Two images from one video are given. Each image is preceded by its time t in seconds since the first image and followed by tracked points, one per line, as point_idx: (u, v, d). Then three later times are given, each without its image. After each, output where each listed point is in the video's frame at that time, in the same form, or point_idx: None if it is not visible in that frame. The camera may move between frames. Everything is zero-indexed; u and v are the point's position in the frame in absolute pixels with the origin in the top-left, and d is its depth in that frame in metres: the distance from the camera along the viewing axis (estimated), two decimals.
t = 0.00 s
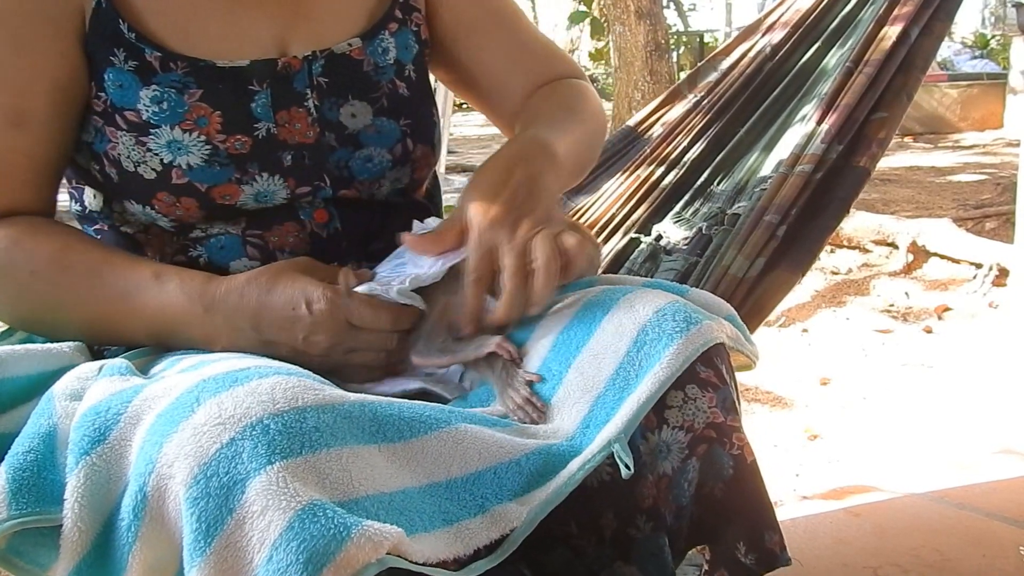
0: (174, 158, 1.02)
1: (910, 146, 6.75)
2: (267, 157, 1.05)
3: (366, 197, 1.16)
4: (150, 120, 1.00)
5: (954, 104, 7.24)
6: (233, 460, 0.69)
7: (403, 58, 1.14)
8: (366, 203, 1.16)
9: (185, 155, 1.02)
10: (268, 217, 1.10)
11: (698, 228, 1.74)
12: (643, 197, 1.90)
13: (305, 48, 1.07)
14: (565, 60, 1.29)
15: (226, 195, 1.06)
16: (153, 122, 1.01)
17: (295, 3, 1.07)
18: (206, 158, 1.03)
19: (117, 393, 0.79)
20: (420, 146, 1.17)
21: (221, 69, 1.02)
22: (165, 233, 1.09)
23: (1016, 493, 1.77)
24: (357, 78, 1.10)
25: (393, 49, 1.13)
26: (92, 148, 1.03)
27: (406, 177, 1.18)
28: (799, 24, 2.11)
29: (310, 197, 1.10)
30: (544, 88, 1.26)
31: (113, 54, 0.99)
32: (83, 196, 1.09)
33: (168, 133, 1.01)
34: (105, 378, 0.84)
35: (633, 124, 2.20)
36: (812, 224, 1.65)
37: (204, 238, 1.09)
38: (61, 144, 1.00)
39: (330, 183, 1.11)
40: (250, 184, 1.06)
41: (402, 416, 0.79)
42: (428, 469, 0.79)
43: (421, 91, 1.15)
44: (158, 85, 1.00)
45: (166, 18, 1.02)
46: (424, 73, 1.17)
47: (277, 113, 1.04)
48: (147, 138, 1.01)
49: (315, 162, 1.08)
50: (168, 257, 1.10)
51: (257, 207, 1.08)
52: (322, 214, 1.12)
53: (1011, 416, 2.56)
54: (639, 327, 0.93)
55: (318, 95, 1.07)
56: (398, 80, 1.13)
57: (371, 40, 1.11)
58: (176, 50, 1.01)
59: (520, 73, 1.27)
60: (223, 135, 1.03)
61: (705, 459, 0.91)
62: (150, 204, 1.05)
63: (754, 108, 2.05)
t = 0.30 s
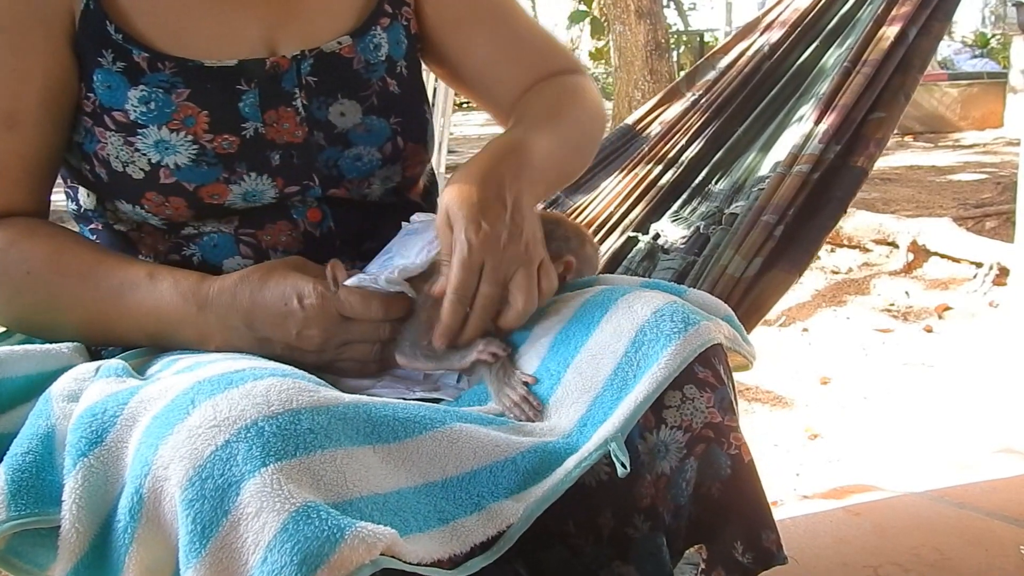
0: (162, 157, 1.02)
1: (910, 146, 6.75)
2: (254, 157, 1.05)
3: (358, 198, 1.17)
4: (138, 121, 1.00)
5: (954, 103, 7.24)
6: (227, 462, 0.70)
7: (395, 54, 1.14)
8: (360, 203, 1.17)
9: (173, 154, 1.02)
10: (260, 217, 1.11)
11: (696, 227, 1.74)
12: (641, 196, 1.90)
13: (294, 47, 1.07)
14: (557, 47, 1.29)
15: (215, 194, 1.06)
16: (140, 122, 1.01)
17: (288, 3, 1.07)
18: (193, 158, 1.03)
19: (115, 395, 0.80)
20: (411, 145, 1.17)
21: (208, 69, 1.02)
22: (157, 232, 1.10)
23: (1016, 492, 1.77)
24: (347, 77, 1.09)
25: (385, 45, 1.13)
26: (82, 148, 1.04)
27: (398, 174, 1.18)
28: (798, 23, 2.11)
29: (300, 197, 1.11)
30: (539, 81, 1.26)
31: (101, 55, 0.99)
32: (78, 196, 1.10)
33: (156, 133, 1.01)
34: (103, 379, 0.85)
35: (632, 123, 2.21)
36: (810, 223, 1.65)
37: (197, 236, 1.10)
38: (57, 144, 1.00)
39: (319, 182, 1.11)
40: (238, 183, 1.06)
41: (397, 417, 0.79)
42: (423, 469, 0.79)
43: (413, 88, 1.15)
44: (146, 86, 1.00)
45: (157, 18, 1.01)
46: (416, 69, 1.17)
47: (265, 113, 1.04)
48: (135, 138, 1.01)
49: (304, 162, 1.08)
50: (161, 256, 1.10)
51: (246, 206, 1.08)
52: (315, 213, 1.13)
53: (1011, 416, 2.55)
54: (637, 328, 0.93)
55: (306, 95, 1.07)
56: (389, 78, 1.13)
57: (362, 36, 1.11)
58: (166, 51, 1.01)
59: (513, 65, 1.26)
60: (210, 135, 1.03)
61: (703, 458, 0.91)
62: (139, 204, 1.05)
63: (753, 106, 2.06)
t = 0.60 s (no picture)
0: (163, 155, 1.02)
1: (910, 146, 6.75)
2: (256, 154, 1.05)
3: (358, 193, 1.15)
4: (139, 119, 1.00)
5: (955, 103, 7.24)
6: (229, 461, 0.69)
7: (395, 49, 1.14)
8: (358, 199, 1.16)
9: (174, 152, 1.02)
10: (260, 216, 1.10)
11: (697, 228, 1.74)
12: (642, 196, 1.90)
13: (295, 44, 1.07)
14: (561, 34, 1.28)
15: (216, 192, 1.06)
16: (141, 121, 1.00)
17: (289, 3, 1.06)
18: (194, 155, 1.03)
19: (116, 393, 0.80)
20: (411, 139, 1.17)
21: (209, 67, 1.01)
22: (159, 231, 1.09)
23: (1017, 493, 1.77)
24: (347, 73, 1.09)
25: (385, 40, 1.12)
26: (82, 147, 1.03)
27: (398, 170, 1.18)
28: (799, 23, 2.11)
29: (302, 194, 1.10)
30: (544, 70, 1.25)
31: (101, 54, 0.98)
32: (80, 194, 1.09)
33: (157, 131, 1.01)
34: (104, 379, 0.85)
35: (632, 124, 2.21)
36: (811, 224, 1.65)
37: (199, 235, 1.09)
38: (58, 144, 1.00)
39: (321, 178, 1.11)
40: (240, 181, 1.06)
41: (398, 417, 0.79)
42: (425, 469, 0.79)
43: (412, 83, 1.15)
44: (147, 84, 1.00)
45: (158, 16, 1.01)
46: (415, 63, 1.17)
47: (266, 110, 1.04)
48: (136, 137, 1.01)
49: (305, 158, 1.08)
50: (163, 257, 1.10)
51: (248, 204, 1.08)
52: (317, 212, 1.12)
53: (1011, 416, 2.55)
54: (641, 330, 0.93)
55: (307, 91, 1.06)
56: (389, 73, 1.13)
57: (362, 32, 1.10)
58: (166, 50, 1.01)
59: (518, 57, 1.26)
60: (211, 132, 1.03)
61: (706, 460, 0.91)
62: (141, 202, 1.05)
63: (754, 105, 2.06)
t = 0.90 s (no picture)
0: (166, 154, 1.02)
1: (910, 146, 6.75)
2: (258, 155, 1.05)
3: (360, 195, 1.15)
4: (142, 117, 1.01)
5: (955, 103, 7.25)
6: (232, 461, 0.69)
7: (401, 50, 1.14)
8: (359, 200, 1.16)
9: (176, 152, 1.02)
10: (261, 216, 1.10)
11: (698, 229, 1.75)
12: (643, 195, 1.90)
13: (297, 44, 1.06)
14: (561, 48, 1.28)
15: (218, 192, 1.06)
16: (144, 119, 1.01)
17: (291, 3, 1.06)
18: (196, 155, 1.03)
19: (118, 391, 0.80)
20: (414, 143, 1.17)
21: (213, 66, 1.02)
22: (159, 229, 1.10)
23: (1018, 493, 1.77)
24: (351, 75, 1.09)
25: (391, 41, 1.13)
26: (86, 144, 1.04)
27: (400, 173, 1.17)
28: (799, 24, 2.11)
29: (303, 195, 1.10)
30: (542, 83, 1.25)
31: (105, 50, 0.99)
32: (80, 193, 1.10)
33: (160, 129, 1.01)
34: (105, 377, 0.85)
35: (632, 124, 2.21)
36: (814, 225, 1.65)
37: (198, 234, 1.09)
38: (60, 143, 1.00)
39: (323, 180, 1.10)
40: (241, 181, 1.06)
41: (402, 415, 0.79)
42: (429, 467, 0.79)
43: (416, 86, 1.15)
44: (150, 82, 1.00)
45: (160, 16, 1.01)
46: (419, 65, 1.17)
47: (269, 111, 1.05)
48: (139, 134, 1.01)
49: (307, 160, 1.08)
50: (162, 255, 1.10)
51: (249, 204, 1.08)
52: (317, 211, 1.12)
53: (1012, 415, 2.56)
54: (648, 334, 0.93)
55: (310, 93, 1.07)
56: (394, 75, 1.13)
57: (367, 34, 1.10)
58: (170, 48, 1.01)
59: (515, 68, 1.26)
60: (214, 132, 1.03)
61: (711, 464, 0.92)
62: (142, 200, 1.05)
63: (756, 106, 2.06)
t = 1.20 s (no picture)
0: (165, 154, 1.02)
1: (910, 146, 6.75)
2: (258, 155, 1.05)
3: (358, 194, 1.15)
4: (141, 116, 1.00)
5: (955, 103, 7.25)
6: (231, 459, 0.69)
7: (397, 51, 1.13)
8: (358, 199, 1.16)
9: (175, 152, 1.02)
10: (260, 215, 1.10)
11: (698, 228, 1.76)
12: (643, 195, 1.90)
13: (295, 45, 1.06)
14: (580, 16, 1.27)
15: (216, 192, 1.05)
16: (144, 118, 1.00)
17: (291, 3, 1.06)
18: (195, 155, 1.03)
19: (116, 390, 0.79)
20: (411, 142, 1.16)
21: (213, 67, 1.01)
22: (157, 229, 1.09)
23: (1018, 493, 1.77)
24: (349, 76, 1.09)
25: (387, 42, 1.12)
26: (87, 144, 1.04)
27: (399, 173, 1.18)
28: (799, 23, 2.11)
29: (300, 195, 1.10)
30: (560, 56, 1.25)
31: (105, 49, 0.99)
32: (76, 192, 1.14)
33: (159, 129, 1.01)
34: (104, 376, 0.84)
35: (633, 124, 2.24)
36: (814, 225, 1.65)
37: (195, 234, 1.09)
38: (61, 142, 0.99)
39: (321, 180, 1.10)
40: (240, 181, 1.05)
41: (403, 411, 0.79)
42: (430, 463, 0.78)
43: (412, 86, 1.15)
44: (150, 81, 1.00)
45: (160, 16, 1.00)
46: (417, 65, 1.17)
47: (268, 111, 1.04)
48: (138, 134, 1.01)
49: (305, 159, 1.08)
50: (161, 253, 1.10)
51: (248, 204, 1.08)
52: (313, 209, 1.12)
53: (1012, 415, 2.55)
54: (654, 332, 0.92)
55: (308, 93, 1.06)
56: (391, 75, 1.12)
57: (363, 35, 1.10)
58: (168, 48, 1.00)
59: (533, 47, 1.26)
60: (213, 132, 1.03)
61: (718, 462, 0.91)
62: (142, 200, 1.05)
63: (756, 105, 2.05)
